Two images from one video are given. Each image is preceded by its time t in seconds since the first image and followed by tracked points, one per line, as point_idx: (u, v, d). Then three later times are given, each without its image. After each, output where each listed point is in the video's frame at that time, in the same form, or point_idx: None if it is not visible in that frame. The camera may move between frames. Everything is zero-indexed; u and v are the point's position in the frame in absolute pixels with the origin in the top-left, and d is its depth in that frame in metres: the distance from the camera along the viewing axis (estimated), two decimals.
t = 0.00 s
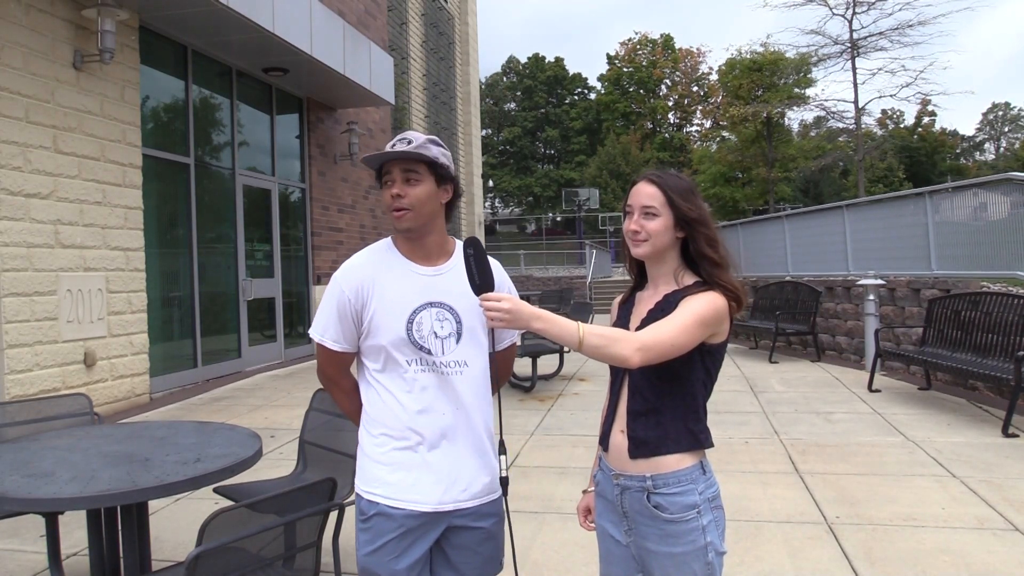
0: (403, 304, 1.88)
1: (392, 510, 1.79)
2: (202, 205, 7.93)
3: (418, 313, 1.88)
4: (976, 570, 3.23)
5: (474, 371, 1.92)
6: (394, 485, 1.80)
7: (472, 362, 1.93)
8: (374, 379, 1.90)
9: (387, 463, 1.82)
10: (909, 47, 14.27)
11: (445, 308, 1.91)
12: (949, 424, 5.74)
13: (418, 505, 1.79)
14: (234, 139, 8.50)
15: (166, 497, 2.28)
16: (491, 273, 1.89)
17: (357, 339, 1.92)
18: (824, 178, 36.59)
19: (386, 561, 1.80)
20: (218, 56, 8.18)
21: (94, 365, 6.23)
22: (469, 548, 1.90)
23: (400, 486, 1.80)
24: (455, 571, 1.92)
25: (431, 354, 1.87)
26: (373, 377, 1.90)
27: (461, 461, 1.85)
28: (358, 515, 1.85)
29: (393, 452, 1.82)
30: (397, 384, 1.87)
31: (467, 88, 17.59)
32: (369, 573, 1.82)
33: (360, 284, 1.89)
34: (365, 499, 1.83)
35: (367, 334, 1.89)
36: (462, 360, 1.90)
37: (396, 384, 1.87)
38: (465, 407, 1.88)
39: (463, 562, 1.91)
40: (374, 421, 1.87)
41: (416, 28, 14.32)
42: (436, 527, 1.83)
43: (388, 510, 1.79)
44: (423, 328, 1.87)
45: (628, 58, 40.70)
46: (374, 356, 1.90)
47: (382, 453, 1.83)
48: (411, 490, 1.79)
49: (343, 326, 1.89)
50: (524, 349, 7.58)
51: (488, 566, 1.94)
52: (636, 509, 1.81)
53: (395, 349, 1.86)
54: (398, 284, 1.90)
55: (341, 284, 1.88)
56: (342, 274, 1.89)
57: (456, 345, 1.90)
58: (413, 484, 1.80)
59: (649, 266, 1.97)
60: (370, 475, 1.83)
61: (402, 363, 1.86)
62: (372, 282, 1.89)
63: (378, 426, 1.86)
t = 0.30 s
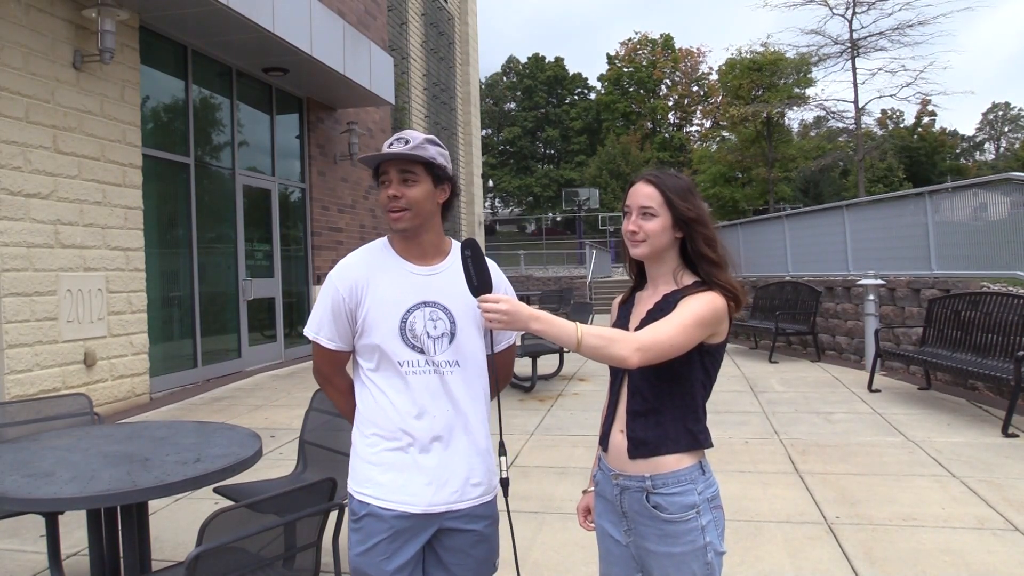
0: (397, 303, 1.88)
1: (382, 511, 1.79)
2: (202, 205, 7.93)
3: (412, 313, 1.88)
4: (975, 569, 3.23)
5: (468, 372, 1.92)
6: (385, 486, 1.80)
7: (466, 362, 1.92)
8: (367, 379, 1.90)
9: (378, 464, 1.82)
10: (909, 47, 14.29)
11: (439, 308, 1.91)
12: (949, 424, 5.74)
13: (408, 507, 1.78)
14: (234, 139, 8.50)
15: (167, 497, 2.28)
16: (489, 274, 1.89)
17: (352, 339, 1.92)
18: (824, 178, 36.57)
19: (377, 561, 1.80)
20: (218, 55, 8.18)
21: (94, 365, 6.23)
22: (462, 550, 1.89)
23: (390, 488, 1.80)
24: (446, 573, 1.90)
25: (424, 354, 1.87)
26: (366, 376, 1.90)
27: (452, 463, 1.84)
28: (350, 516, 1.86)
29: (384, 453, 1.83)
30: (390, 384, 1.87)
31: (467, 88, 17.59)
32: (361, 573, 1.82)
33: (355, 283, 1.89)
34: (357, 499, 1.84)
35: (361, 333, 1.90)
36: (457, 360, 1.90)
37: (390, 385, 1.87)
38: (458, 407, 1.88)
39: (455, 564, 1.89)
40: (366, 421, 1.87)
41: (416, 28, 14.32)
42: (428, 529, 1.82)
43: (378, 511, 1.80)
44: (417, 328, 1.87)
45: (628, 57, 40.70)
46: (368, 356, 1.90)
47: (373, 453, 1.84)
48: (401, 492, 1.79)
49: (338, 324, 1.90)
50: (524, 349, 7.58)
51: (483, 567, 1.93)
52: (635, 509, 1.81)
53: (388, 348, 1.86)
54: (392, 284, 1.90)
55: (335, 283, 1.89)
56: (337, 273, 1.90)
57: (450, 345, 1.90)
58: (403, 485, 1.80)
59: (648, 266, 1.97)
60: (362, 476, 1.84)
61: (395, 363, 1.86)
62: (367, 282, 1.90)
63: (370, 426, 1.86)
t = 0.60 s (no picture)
0: (394, 303, 1.88)
1: (383, 511, 1.79)
2: (202, 206, 7.93)
3: (410, 312, 1.88)
4: (976, 570, 3.23)
5: (467, 371, 1.92)
6: (385, 487, 1.80)
7: (465, 361, 1.92)
8: (365, 379, 1.90)
9: (378, 464, 1.82)
10: (909, 47, 14.34)
11: (437, 307, 1.91)
12: (948, 424, 5.74)
13: (408, 507, 1.78)
14: (234, 140, 8.50)
15: (166, 497, 2.28)
16: (487, 275, 1.90)
17: (350, 339, 1.92)
18: (825, 178, 36.53)
19: (379, 562, 1.80)
20: (218, 55, 8.18)
21: (94, 365, 6.23)
22: (464, 549, 1.89)
23: (390, 488, 1.80)
24: (448, 572, 1.91)
25: (423, 353, 1.87)
26: (364, 377, 1.90)
27: (453, 462, 1.84)
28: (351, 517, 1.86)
29: (384, 453, 1.82)
30: (389, 385, 1.87)
31: (467, 88, 17.59)
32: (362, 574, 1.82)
33: (352, 284, 1.89)
34: (357, 501, 1.83)
35: (359, 334, 1.90)
36: (455, 360, 1.91)
37: (389, 385, 1.87)
38: (457, 407, 1.88)
39: (457, 563, 1.90)
40: (365, 422, 1.87)
41: (416, 28, 14.32)
42: (429, 529, 1.82)
43: (379, 512, 1.79)
44: (415, 328, 1.87)
45: (628, 58, 40.70)
46: (366, 356, 1.89)
47: (373, 454, 1.84)
48: (402, 492, 1.79)
49: (335, 325, 1.90)
50: (524, 348, 7.59)
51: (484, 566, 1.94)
52: (635, 509, 1.81)
53: (387, 349, 1.86)
54: (390, 284, 1.90)
55: (332, 284, 1.88)
56: (334, 274, 1.90)
57: (449, 345, 1.90)
58: (403, 485, 1.80)
59: (648, 267, 1.97)
60: (362, 476, 1.84)
61: (393, 362, 1.86)
62: (364, 282, 1.90)
63: (369, 427, 1.86)
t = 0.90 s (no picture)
0: (398, 304, 1.88)
1: (399, 511, 1.79)
2: (202, 206, 7.93)
3: (415, 311, 1.88)
4: (975, 570, 3.22)
5: (473, 367, 1.95)
6: (401, 486, 1.80)
7: (469, 358, 1.95)
8: (373, 382, 1.89)
9: (392, 464, 1.82)
10: (909, 47, 14.35)
11: (440, 305, 1.92)
12: (948, 424, 5.74)
13: (425, 504, 1.79)
14: (234, 139, 8.50)
15: (166, 497, 2.28)
16: (488, 275, 1.91)
17: (354, 345, 1.89)
18: (825, 178, 36.52)
19: (394, 561, 1.81)
20: (218, 55, 8.18)
21: (94, 365, 6.23)
22: (474, 543, 1.92)
23: (407, 486, 1.80)
24: (460, 567, 1.94)
25: (430, 352, 1.88)
26: (371, 380, 1.89)
27: (465, 456, 1.87)
28: (364, 517, 1.85)
29: (397, 453, 1.82)
30: (398, 385, 1.86)
31: (467, 88, 17.59)
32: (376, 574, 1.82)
33: (354, 288, 1.86)
34: (372, 501, 1.82)
35: (364, 338, 1.88)
36: (460, 356, 1.93)
37: (397, 386, 1.86)
38: (465, 403, 1.90)
39: (468, 558, 1.93)
40: (375, 423, 1.86)
41: (416, 28, 14.32)
42: (443, 526, 1.84)
43: (395, 511, 1.80)
44: (421, 327, 1.88)
45: (628, 58, 40.70)
46: (372, 359, 1.88)
47: (386, 455, 1.83)
48: (419, 490, 1.80)
49: (339, 331, 1.86)
50: (524, 349, 7.59)
51: (490, 561, 1.96)
52: (635, 509, 1.81)
53: (394, 350, 1.85)
54: (392, 286, 1.89)
55: (334, 290, 1.85)
56: (333, 279, 1.87)
57: (453, 342, 1.92)
58: (419, 483, 1.80)
59: (649, 267, 1.97)
60: (374, 478, 1.83)
61: (401, 364, 1.85)
62: (365, 285, 1.87)
63: (380, 429, 1.85)
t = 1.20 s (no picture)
0: (410, 303, 1.88)
1: (411, 507, 1.80)
2: (202, 206, 7.93)
3: (427, 310, 1.89)
4: (975, 570, 3.23)
5: (483, 365, 1.96)
6: (414, 483, 1.80)
7: (480, 356, 1.96)
8: (384, 381, 1.89)
9: (404, 462, 1.82)
10: (909, 47, 14.37)
11: (452, 304, 1.93)
12: (948, 424, 5.74)
13: (437, 502, 1.80)
14: (234, 139, 8.50)
15: (166, 497, 2.28)
16: (491, 275, 1.90)
17: (365, 345, 1.89)
18: (825, 178, 36.52)
19: (405, 559, 1.81)
20: (218, 55, 8.18)
21: (94, 365, 6.23)
22: (483, 538, 1.93)
23: (419, 484, 1.80)
24: (469, 565, 1.94)
25: (443, 351, 1.89)
26: (382, 380, 1.89)
27: (476, 453, 1.88)
28: (374, 515, 1.85)
29: (409, 452, 1.82)
30: (409, 384, 1.87)
31: (467, 88, 17.60)
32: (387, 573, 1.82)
33: (366, 288, 1.86)
34: (384, 499, 1.83)
35: (376, 338, 1.87)
36: (472, 353, 1.94)
37: (409, 384, 1.87)
38: (475, 401, 1.91)
39: (476, 554, 1.94)
40: (386, 422, 1.86)
41: (416, 28, 14.32)
42: (453, 521, 1.85)
43: (408, 508, 1.80)
44: (433, 326, 1.89)
45: (628, 57, 40.69)
46: (384, 359, 1.88)
47: (398, 453, 1.83)
48: (432, 487, 1.81)
49: (350, 331, 1.85)
50: (524, 348, 7.58)
51: (497, 557, 1.97)
52: (637, 508, 1.81)
53: (407, 349, 1.86)
54: (404, 286, 1.90)
55: (346, 290, 1.84)
56: (344, 280, 1.86)
57: (464, 340, 1.93)
58: (432, 480, 1.81)
59: (650, 267, 1.96)
60: (386, 476, 1.83)
61: (414, 363, 1.86)
62: (377, 285, 1.87)
63: (391, 427, 1.85)
